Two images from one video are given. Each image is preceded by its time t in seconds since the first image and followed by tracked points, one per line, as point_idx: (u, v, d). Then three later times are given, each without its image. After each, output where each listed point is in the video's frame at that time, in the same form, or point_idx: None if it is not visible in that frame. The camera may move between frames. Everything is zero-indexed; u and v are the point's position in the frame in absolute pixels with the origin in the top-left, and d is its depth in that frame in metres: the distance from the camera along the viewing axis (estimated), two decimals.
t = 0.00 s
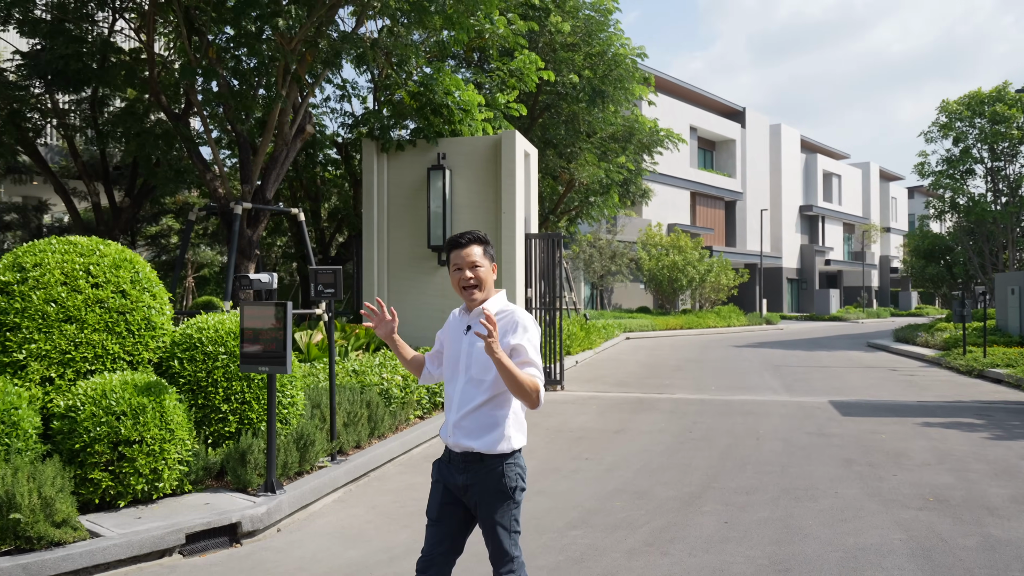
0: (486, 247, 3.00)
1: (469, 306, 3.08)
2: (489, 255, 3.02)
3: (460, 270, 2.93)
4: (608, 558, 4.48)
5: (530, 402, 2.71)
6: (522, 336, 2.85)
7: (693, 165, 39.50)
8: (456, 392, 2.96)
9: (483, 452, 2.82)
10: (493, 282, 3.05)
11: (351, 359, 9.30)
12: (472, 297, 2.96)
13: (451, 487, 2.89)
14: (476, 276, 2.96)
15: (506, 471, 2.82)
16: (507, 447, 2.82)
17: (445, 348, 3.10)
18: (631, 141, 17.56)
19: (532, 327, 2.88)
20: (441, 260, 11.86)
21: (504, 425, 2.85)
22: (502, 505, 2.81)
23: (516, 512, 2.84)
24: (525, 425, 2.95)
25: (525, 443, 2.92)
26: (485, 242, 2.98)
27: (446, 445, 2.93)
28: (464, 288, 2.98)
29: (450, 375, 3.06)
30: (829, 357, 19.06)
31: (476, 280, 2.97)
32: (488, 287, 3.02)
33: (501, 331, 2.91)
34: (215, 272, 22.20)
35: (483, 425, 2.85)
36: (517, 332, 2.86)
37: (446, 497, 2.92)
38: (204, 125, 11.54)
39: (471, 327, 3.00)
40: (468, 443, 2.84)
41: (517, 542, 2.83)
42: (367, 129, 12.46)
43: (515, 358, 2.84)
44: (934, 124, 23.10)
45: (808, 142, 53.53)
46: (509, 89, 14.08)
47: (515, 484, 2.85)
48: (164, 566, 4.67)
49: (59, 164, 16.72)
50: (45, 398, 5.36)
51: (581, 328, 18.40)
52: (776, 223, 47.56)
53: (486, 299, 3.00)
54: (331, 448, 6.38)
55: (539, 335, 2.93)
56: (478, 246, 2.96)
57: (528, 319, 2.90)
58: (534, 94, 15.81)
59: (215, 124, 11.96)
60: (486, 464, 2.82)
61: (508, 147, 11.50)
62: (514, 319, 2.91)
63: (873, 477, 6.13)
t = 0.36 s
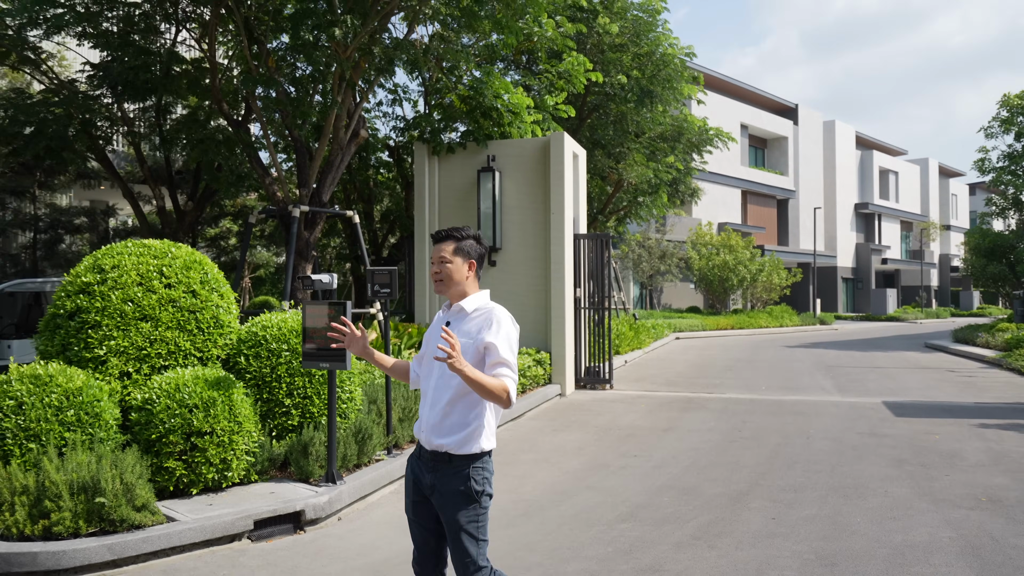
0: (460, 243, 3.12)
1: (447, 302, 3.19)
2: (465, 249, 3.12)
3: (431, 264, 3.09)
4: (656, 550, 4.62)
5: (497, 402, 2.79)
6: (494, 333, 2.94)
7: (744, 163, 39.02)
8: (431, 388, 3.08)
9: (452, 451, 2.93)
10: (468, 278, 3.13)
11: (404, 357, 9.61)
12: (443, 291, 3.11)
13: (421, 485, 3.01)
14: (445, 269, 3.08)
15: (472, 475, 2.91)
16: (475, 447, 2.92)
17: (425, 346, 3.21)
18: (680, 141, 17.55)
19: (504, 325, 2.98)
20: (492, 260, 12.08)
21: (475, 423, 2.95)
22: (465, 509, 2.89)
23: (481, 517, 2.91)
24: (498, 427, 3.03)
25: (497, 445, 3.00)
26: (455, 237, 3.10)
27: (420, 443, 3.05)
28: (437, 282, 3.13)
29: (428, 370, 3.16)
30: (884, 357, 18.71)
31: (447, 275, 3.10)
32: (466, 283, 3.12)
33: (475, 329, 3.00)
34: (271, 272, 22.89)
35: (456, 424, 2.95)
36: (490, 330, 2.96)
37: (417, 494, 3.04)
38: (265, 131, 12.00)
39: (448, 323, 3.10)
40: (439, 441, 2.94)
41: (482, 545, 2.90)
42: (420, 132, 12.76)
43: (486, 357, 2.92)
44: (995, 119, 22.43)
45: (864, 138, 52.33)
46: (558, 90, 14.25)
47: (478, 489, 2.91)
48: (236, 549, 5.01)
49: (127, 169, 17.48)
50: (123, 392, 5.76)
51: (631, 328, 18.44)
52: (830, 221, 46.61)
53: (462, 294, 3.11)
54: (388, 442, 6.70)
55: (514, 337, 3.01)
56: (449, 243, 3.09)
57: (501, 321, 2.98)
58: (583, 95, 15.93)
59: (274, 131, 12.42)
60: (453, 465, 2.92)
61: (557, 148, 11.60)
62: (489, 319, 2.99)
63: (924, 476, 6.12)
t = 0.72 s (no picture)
0: (444, 254, 3.26)
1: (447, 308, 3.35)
2: (450, 260, 3.25)
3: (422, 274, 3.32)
4: (719, 546, 4.70)
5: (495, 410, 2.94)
6: (490, 337, 3.08)
7: (810, 159, 38.16)
8: (436, 391, 3.25)
9: (451, 451, 3.10)
10: (456, 284, 3.26)
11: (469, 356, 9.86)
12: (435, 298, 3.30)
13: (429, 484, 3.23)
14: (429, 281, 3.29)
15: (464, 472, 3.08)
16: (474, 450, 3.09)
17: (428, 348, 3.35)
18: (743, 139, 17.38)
19: (500, 329, 3.10)
20: (553, 261, 12.24)
21: (475, 424, 3.10)
22: (449, 502, 3.05)
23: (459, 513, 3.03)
24: (499, 427, 3.18)
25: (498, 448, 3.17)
26: (438, 248, 3.25)
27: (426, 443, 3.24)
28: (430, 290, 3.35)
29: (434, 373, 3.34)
30: (959, 359, 18.10)
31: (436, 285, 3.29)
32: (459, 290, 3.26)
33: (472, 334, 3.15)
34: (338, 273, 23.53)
35: (457, 425, 3.11)
36: (486, 335, 3.09)
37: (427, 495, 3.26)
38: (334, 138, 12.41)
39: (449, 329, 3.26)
40: (442, 443, 3.12)
41: (448, 541, 2.99)
42: (483, 135, 13.00)
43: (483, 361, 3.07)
44: None
45: (936, 132, 50.51)
46: (618, 91, 14.30)
47: (468, 490, 3.07)
48: (315, 537, 5.30)
49: (203, 175, 18.26)
50: (209, 386, 6.13)
51: (693, 328, 18.31)
52: (902, 218, 45.11)
53: (457, 301, 3.26)
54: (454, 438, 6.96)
55: (512, 342, 3.14)
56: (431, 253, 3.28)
57: (497, 325, 3.11)
58: (644, 95, 15.92)
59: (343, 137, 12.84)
60: (450, 463, 3.11)
61: (618, 149, 11.65)
62: (487, 325, 3.11)
63: (997, 480, 6.00)
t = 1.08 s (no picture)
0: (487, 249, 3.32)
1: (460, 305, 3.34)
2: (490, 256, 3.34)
3: (459, 267, 3.27)
4: (798, 546, 4.70)
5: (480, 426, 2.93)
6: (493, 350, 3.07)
7: (886, 155, 36.94)
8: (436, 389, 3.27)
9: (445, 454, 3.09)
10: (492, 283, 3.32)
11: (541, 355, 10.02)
12: (466, 294, 3.25)
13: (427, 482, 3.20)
14: (473, 275, 3.27)
15: (456, 476, 3.03)
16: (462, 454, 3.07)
17: (434, 346, 3.37)
18: (817, 136, 17.05)
19: (505, 342, 3.08)
20: (623, 261, 12.27)
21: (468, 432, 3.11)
22: (444, 507, 3.03)
23: (460, 518, 3.02)
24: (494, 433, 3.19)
25: (494, 453, 3.14)
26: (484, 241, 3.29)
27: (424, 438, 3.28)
28: (461, 285, 3.29)
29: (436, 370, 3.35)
30: None
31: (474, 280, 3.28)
32: (485, 290, 3.29)
33: (477, 340, 3.13)
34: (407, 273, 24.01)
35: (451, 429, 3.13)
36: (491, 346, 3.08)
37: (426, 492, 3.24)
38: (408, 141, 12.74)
39: (458, 328, 3.25)
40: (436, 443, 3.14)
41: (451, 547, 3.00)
42: (552, 137, 13.11)
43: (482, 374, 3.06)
44: None
45: None
46: (688, 90, 14.22)
47: (462, 492, 3.02)
48: (398, 527, 5.53)
49: (281, 178, 18.93)
50: (297, 382, 6.44)
51: (764, 329, 17.99)
52: (986, 215, 43.15)
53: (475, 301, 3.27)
54: (529, 435, 7.17)
55: (515, 353, 3.12)
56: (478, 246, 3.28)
57: (503, 335, 3.09)
58: (715, 93, 15.76)
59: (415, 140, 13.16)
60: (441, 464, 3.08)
61: (688, 148, 11.60)
62: (493, 331, 3.11)
63: None
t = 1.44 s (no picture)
0: (510, 243, 3.29)
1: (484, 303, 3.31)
2: (514, 251, 3.31)
3: (481, 258, 3.22)
4: (887, 549, 4.65)
5: (506, 420, 2.87)
6: (516, 342, 3.01)
7: (976, 149, 35.32)
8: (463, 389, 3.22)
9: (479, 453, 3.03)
10: (513, 278, 3.29)
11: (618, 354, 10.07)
12: (488, 288, 3.22)
13: (454, 486, 3.14)
14: (495, 268, 3.24)
15: (500, 477, 3.00)
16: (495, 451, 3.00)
17: (459, 347, 3.35)
18: (902, 131, 16.52)
19: (528, 333, 3.02)
20: (700, 260, 12.18)
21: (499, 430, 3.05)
22: (495, 511, 3.01)
23: (511, 517, 3.02)
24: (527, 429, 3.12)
25: (526, 448, 3.09)
26: (507, 235, 3.26)
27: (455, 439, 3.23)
28: (482, 279, 3.25)
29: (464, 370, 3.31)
30: None
31: (495, 273, 3.25)
32: (508, 285, 3.26)
33: (502, 335, 3.10)
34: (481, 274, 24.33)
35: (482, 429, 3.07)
36: (514, 339, 3.03)
37: (451, 495, 3.17)
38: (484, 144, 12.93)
39: (482, 325, 3.21)
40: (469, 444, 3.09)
41: (512, 548, 3.01)
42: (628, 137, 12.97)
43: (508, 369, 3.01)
44: None
45: None
46: (767, 86, 14.02)
47: (511, 493, 3.02)
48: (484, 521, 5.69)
49: (360, 182, 19.47)
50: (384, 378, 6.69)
51: (846, 330, 17.48)
52: None
53: (498, 295, 3.23)
54: (609, 434, 7.24)
55: (541, 344, 3.06)
56: (502, 239, 3.25)
57: (526, 327, 3.04)
58: (794, 89, 15.46)
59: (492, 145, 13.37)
60: (477, 465, 3.03)
61: (767, 146, 11.42)
62: (515, 323, 3.07)
63: None
